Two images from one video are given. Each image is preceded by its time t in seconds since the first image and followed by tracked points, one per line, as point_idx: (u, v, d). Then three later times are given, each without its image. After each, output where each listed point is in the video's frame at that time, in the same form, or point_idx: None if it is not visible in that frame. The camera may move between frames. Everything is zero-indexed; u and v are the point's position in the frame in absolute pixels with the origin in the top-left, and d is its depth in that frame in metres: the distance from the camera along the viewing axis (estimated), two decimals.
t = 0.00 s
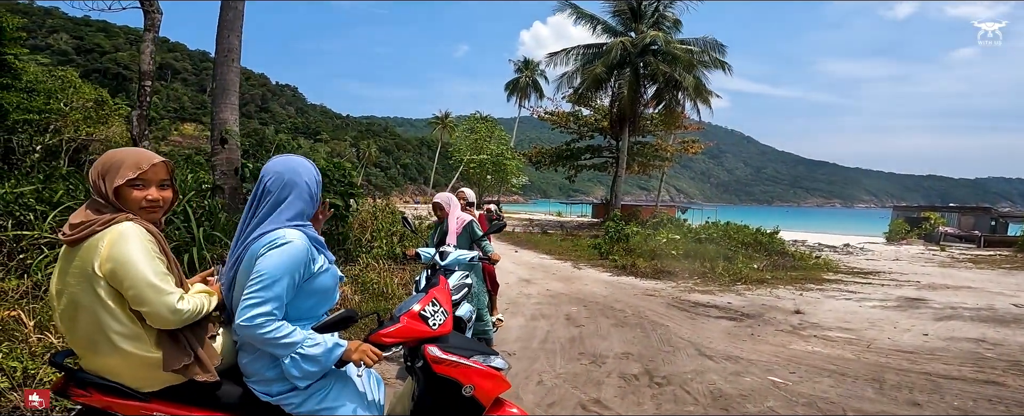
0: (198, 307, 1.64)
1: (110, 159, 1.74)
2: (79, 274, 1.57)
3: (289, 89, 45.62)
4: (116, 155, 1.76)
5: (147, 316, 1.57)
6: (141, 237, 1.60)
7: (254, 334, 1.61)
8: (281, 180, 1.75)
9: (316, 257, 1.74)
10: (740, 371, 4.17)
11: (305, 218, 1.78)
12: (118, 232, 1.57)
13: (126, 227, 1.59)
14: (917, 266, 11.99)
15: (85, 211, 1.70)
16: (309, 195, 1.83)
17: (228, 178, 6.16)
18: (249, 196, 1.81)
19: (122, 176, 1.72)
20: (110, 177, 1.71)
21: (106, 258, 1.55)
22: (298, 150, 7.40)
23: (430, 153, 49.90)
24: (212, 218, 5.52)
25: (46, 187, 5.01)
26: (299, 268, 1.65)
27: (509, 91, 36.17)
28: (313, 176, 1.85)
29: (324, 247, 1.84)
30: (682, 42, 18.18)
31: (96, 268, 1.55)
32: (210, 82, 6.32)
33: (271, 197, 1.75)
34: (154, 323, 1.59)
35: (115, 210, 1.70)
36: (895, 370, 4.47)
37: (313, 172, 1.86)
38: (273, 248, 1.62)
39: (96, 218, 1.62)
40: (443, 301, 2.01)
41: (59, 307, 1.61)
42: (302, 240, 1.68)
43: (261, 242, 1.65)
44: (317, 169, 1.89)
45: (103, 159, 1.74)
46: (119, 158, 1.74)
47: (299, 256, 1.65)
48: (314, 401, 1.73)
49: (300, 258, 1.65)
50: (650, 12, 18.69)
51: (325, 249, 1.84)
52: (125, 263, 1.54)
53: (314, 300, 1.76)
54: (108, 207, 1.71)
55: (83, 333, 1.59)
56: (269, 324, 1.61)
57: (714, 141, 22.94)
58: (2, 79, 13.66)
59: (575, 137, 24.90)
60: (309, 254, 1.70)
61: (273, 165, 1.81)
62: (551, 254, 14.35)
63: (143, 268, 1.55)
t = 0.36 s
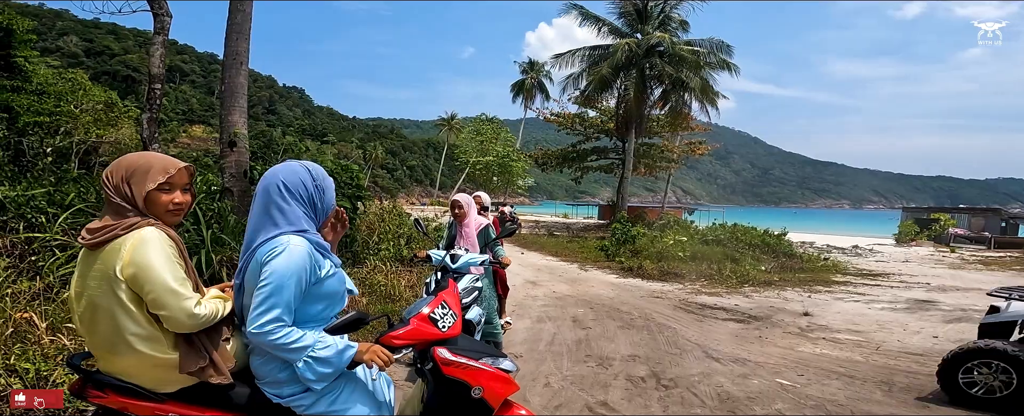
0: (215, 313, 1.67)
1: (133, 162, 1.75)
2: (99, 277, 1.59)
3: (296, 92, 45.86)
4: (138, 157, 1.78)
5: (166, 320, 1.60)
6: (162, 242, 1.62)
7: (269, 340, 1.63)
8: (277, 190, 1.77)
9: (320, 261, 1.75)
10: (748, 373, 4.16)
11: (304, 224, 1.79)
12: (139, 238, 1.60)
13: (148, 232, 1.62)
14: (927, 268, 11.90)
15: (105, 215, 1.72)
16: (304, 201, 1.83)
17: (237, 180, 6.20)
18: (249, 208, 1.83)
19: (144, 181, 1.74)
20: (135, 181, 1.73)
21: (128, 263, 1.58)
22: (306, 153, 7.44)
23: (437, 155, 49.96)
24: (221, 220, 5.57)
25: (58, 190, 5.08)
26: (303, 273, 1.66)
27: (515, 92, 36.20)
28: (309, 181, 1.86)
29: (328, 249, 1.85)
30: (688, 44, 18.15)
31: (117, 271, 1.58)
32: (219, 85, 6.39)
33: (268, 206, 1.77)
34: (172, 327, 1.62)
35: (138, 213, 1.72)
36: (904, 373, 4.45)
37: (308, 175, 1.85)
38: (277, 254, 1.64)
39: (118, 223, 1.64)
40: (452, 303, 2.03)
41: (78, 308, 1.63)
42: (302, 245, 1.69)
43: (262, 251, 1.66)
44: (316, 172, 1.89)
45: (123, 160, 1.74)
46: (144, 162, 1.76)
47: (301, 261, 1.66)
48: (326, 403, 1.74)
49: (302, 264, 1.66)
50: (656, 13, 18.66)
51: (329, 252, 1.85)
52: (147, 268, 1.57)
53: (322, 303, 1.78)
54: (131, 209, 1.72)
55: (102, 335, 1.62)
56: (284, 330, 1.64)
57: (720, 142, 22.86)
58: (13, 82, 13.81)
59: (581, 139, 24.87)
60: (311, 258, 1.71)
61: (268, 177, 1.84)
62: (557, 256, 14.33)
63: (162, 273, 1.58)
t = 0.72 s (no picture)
0: (243, 311, 1.68)
1: (166, 160, 1.76)
2: (131, 275, 1.61)
3: (304, 93, 46.06)
4: (169, 155, 1.78)
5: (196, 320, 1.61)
6: (192, 242, 1.64)
7: (274, 343, 1.66)
8: (273, 198, 1.83)
9: (311, 264, 1.74)
10: (757, 375, 4.16)
11: (299, 228, 1.80)
12: (170, 238, 1.61)
13: (178, 232, 1.63)
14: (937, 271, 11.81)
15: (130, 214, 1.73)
16: (300, 206, 1.85)
17: (246, 180, 6.25)
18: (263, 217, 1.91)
19: (177, 181, 1.75)
20: (170, 181, 1.74)
21: (161, 262, 1.59)
22: (315, 154, 7.48)
23: (443, 156, 50.03)
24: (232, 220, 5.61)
25: (70, 190, 5.14)
26: (290, 277, 1.66)
27: (521, 94, 36.21)
28: (306, 184, 1.87)
29: (330, 251, 1.83)
30: (695, 45, 18.11)
31: (149, 270, 1.59)
32: (229, 87, 6.45)
33: (272, 216, 1.85)
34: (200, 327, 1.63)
35: (171, 211, 1.73)
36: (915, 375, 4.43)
37: (304, 178, 1.87)
38: (264, 261, 1.66)
39: (149, 222, 1.66)
40: (465, 304, 2.05)
41: (104, 306, 1.65)
42: (288, 249, 1.70)
43: (255, 259, 1.70)
44: (317, 173, 1.89)
45: (154, 157, 1.75)
46: (177, 161, 1.77)
47: (286, 266, 1.67)
48: (329, 404, 1.74)
49: (287, 269, 1.66)
50: (663, 15, 18.63)
51: (331, 253, 1.83)
52: (178, 267, 1.58)
53: (324, 306, 1.79)
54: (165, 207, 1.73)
55: (130, 334, 1.64)
56: (284, 334, 1.66)
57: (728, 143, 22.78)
58: (24, 84, 13.96)
59: (588, 140, 24.85)
60: (299, 262, 1.70)
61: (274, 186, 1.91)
62: (564, 258, 14.31)
63: (193, 272, 1.59)
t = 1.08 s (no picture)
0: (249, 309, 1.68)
1: (173, 161, 1.77)
2: (138, 273, 1.61)
3: (304, 92, 46.04)
4: (175, 156, 1.80)
5: (203, 316, 1.61)
6: (198, 240, 1.65)
7: (280, 341, 1.67)
8: (280, 198, 1.86)
9: (318, 263, 1.75)
10: (756, 375, 4.19)
11: (305, 227, 1.82)
12: (178, 236, 1.63)
13: (185, 231, 1.64)
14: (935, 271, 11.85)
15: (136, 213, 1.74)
16: (306, 205, 1.87)
17: (247, 179, 6.26)
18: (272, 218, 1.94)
19: (184, 181, 1.76)
20: (176, 181, 1.75)
21: (169, 259, 1.60)
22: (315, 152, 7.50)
23: (443, 154, 50.02)
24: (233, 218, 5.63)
25: (71, 188, 5.15)
26: (297, 276, 1.67)
27: (521, 93, 36.18)
28: (311, 184, 1.89)
29: (336, 250, 1.84)
30: (695, 45, 18.11)
31: (157, 267, 1.60)
32: (230, 85, 6.47)
33: (280, 216, 1.87)
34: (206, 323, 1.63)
35: (178, 211, 1.75)
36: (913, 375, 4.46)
37: (310, 177, 1.89)
38: (271, 260, 1.68)
39: (156, 220, 1.66)
40: (465, 303, 2.06)
41: (110, 304, 1.66)
42: (296, 249, 1.71)
43: (262, 258, 1.72)
44: (323, 172, 1.91)
45: (160, 158, 1.76)
46: (184, 162, 1.78)
47: (293, 265, 1.68)
48: (337, 402, 1.76)
49: (295, 267, 1.67)
50: (663, 15, 18.64)
51: (337, 253, 1.84)
52: (186, 264, 1.59)
53: (330, 305, 1.80)
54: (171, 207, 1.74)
55: (136, 331, 1.65)
56: (291, 332, 1.67)
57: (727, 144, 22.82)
58: (23, 81, 13.96)
59: (587, 140, 24.87)
60: (306, 261, 1.71)
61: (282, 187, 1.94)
62: (563, 257, 14.32)
63: (200, 269, 1.60)
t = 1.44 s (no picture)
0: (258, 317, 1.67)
1: (183, 171, 1.77)
2: (147, 281, 1.61)
3: (306, 94, 46.08)
4: (185, 165, 1.80)
5: (210, 324, 1.60)
6: (207, 247, 1.63)
7: (290, 346, 1.65)
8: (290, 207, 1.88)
9: (323, 267, 1.74)
10: (761, 379, 4.18)
11: (311, 234, 1.82)
12: (186, 244, 1.61)
13: (193, 238, 1.63)
14: (939, 273, 11.82)
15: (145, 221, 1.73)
16: (307, 212, 1.87)
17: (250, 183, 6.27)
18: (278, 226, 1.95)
19: (194, 191, 1.76)
20: (186, 189, 1.75)
21: (178, 267, 1.59)
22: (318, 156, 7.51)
23: (444, 157, 50.00)
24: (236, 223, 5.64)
25: (74, 193, 5.15)
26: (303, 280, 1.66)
27: (523, 95, 36.16)
28: (314, 191, 1.89)
29: (341, 256, 1.83)
30: (697, 47, 18.08)
31: (167, 275, 1.59)
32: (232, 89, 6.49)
33: (285, 223, 1.88)
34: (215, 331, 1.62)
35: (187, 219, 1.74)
36: (918, 379, 4.45)
37: (314, 185, 1.89)
38: (277, 264, 1.67)
39: (165, 228, 1.66)
40: (472, 310, 2.05)
41: (120, 311, 1.66)
42: (300, 252, 1.70)
43: (268, 263, 1.71)
44: (325, 178, 1.90)
45: (171, 167, 1.77)
46: (193, 171, 1.78)
47: (298, 268, 1.67)
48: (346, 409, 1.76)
49: (299, 270, 1.66)
50: (665, 17, 18.62)
51: (342, 259, 1.83)
52: (194, 272, 1.58)
53: (337, 311, 1.79)
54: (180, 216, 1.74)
55: (146, 338, 1.64)
56: (300, 336, 1.65)
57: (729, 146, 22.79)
58: (26, 85, 13.99)
59: (589, 142, 24.84)
60: (311, 265, 1.70)
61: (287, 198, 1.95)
62: (565, 260, 14.31)
63: (209, 276, 1.59)
